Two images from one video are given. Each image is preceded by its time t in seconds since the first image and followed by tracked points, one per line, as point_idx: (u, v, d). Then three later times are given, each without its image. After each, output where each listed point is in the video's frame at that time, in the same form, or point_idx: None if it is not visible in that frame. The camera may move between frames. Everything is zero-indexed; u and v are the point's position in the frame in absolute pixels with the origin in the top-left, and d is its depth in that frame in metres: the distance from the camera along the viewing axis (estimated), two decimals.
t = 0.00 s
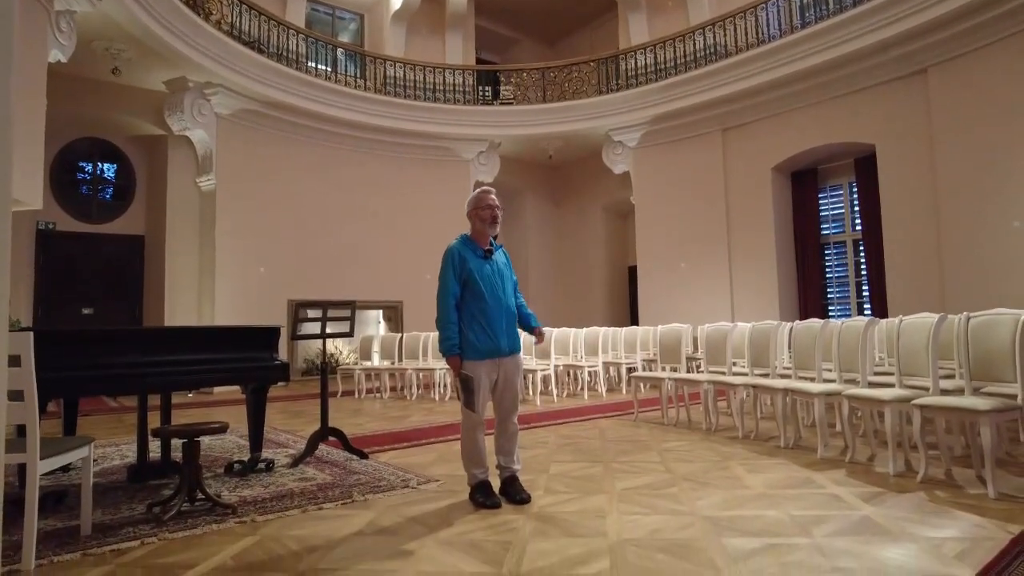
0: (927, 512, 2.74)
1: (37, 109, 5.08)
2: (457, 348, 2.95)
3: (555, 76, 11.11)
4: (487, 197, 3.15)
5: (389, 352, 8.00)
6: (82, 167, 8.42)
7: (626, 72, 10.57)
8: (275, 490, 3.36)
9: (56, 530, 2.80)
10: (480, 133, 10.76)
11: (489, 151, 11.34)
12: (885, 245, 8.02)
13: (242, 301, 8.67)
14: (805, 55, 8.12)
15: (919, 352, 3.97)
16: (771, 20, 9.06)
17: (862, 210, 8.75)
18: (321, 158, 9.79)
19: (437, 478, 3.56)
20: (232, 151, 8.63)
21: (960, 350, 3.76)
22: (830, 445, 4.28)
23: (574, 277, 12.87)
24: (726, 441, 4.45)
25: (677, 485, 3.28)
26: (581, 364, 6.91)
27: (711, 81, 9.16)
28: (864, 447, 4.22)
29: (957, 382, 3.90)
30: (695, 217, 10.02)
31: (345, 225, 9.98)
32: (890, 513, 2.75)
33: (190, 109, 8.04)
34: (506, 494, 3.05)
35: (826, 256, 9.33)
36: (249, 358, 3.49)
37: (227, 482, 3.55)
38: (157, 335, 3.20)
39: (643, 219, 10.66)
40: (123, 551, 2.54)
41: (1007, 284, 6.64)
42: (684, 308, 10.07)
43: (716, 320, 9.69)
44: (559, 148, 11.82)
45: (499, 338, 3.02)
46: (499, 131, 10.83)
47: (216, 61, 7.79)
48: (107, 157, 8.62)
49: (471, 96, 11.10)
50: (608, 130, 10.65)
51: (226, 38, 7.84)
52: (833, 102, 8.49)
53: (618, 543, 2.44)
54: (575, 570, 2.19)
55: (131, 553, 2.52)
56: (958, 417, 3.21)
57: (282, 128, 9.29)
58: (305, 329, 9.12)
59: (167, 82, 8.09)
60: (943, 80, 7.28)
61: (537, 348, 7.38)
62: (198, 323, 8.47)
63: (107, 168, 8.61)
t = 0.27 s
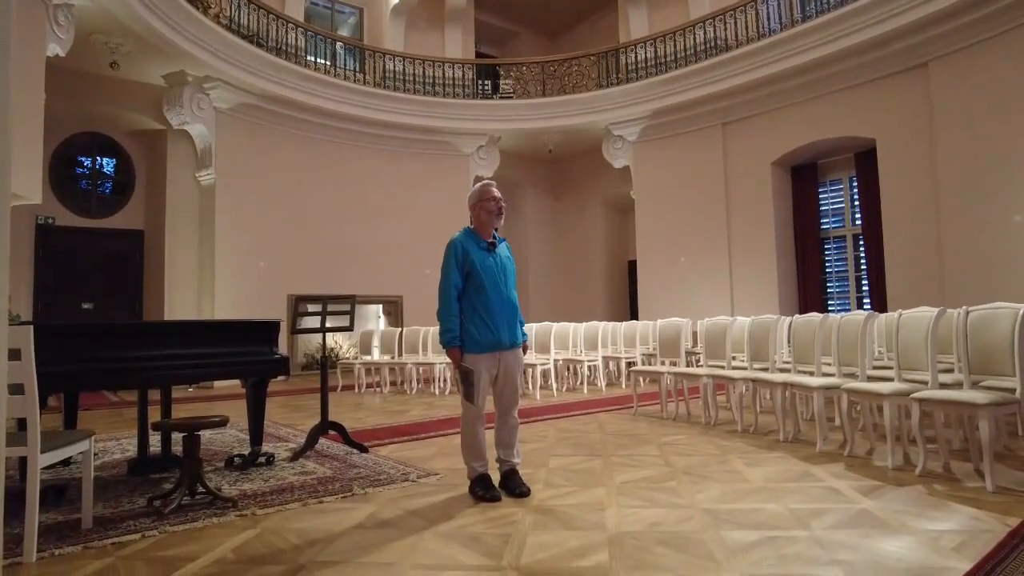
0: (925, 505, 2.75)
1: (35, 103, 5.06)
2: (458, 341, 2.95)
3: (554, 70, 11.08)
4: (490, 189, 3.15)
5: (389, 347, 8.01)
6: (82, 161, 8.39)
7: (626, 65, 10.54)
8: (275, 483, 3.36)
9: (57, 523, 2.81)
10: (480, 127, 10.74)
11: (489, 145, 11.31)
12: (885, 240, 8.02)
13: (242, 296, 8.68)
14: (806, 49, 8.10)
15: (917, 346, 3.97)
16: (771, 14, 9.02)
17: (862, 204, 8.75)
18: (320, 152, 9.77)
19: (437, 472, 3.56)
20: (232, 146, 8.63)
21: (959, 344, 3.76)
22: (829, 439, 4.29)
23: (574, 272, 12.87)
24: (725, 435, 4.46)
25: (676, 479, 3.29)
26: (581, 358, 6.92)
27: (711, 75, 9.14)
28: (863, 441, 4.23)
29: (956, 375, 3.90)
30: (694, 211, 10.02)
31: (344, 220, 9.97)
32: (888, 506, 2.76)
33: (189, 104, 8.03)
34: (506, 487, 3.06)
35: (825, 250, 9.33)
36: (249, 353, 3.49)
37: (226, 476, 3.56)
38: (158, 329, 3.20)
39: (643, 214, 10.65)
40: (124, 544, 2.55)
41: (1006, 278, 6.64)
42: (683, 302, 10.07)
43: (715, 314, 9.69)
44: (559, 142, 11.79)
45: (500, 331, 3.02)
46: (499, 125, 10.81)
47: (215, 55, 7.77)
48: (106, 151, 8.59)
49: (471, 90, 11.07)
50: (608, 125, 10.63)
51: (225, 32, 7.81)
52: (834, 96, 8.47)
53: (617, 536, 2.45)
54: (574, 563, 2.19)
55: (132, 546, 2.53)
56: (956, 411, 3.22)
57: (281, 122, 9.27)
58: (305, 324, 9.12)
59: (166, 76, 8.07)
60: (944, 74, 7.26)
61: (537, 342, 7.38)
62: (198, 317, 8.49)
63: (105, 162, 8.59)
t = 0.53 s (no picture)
0: (923, 502, 2.76)
1: (35, 101, 5.05)
2: (461, 338, 2.96)
3: (554, 68, 11.08)
4: (494, 188, 3.15)
5: (389, 345, 8.01)
6: (81, 159, 8.37)
7: (626, 63, 10.54)
8: (275, 481, 3.37)
9: (57, 520, 2.82)
10: (480, 125, 10.73)
11: (489, 143, 11.31)
12: (885, 238, 8.02)
13: (242, 294, 8.68)
14: (805, 47, 8.10)
15: (917, 343, 3.98)
16: (771, 12, 9.01)
17: (862, 202, 8.75)
18: (320, 150, 9.76)
19: (437, 469, 3.57)
20: (231, 144, 8.63)
21: (958, 342, 3.77)
22: (828, 437, 4.30)
23: (574, 270, 12.87)
24: (724, 433, 4.46)
25: (675, 476, 3.29)
26: (580, 357, 6.92)
27: (710, 74, 9.14)
28: (862, 439, 4.23)
29: (955, 373, 3.91)
30: (694, 210, 10.02)
31: (344, 218, 9.97)
32: (887, 504, 2.76)
33: (188, 102, 8.02)
34: (506, 485, 3.07)
35: (825, 249, 9.34)
36: (249, 352, 3.49)
37: (226, 473, 3.56)
38: (160, 326, 3.21)
39: (643, 212, 10.65)
40: (124, 541, 2.56)
41: (1006, 277, 6.65)
42: (683, 301, 10.08)
43: (715, 313, 9.70)
44: (559, 140, 11.79)
45: (503, 329, 3.03)
46: (498, 123, 10.80)
47: (215, 54, 7.76)
48: (106, 149, 8.59)
49: (470, 88, 11.07)
50: (608, 123, 10.63)
51: (225, 30, 7.81)
52: (833, 94, 8.47)
53: (617, 533, 2.45)
54: (573, 560, 2.20)
55: (132, 543, 2.53)
56: (954, 408, 3.22)
57: (280, 120, 9.26)
58: (304, 322, 9.12)
59: (165, 74, 8.07)
60: (943, 72, 7.25)
61: (537, 340, 7.39)
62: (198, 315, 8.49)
63: (105, 161, 8.58)
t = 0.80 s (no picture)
0: (922, 500, 2.76)
1: (32, 99, 5.03)
2: (462, 336, 2.95)
3: (553, 67, 11.07)
4: (494, 186, 3.15)
5: (387, 344, 8.00)
6: (79, 158, 8.36)
7: (625, 62, 10.53)
8: (273, 479, 3.37)
9: (55, 519, 2.81)
10: (479, 124, 10.72)
11: (487, 142, 11.31)
12: (883, 237, 8.03)
13: (241, 293, 8.67)
14: (804, 46, 8.10)
15: (915, 341, 3.97)
16: (770, 10, 9.01)
17: (860, 201, 8.76)
18: (318, 149, 9.75)
19: (435, 468, 3.57)
20: (230, 142, 8.62)
21: (956, 339, 3.77)
22: (827, 435, 4.30)
23: (572, 269, 12.87)
24: (723, 431, 4.46)
25: (673, 474, 3.30)
26: (579, 355, 6.93)
27: (709, 72, 9.14)
28: (860, 436, 4.24)
29: (953, 371, 3.91)
30: (693, 209, 10.03)
31: (343, 216, 9.96)
32: (885, 501, 2.76)
33: (187, 100, 8.00)
34: (504, 483, 3.07)
35: (823, 247, 9.34)
36: (246, 350, 3.47)
37: (225, 472, 3.56)
38: (159, 325, 3.20)
39: (641, 211, 10.66)
40: (122, 540, 2.55)
41: (1004, 275, 6.66)
42: (682, 299, 10.08)
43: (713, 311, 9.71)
44: (558, 139, 11.79)
45: (504, 326, 3.02)
46: (497, 122, 10.79)
47: (213, 52, 7.75)
48: (103, 148, 8.57)
49: (469, 87, 11.06)
50: (607, 121, 10.63)
51: (223, 28, 7.79)
52: (832, 92, 8.47)
53: (615, 531, 2.45)
54: (572, 557, 2.20)
55: (131, 541, 2.53)
56: (952, 406, 3.23)
57: (279, 118, 9.26)
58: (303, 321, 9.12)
59: (164, 73, 8.05)
60: (943, 71, 7.25)
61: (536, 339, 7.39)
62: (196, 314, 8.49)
63: (103, 159, 8.56)
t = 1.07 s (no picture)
0: (919, 498, 2.76)
1: (28, 97, 5.02)
2: (460, 334, 2.95)
3: (551, 65, 11.07)
4: (494, 184, 3.14)
5: (386, 342, 8.00)
6: (77, 157, 8.33)
7: (623, 60, 10.52)
8: (271, 477, 3.36)
9: (52, 517, 2.81)
10: (477, 122, 10.71)
11: (486, 140, 11.30)
12: (881, 235, 8.04)
13: (239, 291, 8.66)
14: (802, 44, 8.10)
15: (912, 339, 3.98)
16: (768, 8, 9.02)
17: (858, 199, 8.76)
18: (316, 148, 9.74)
19: (433, 465, 3.57)
20: (228, 141, 8.60)
21: (953, 337, 3.77)
22: (824, 433, 4.31)
23: (571, 267, 12.87)
24: (720, 429, 4.47)
25: (671, 472, 3.30)
26: (577, 353, 6.93)
27: (707, 70, 9.13)
28: (858, 434, 4.25)
29: (950, 369, 3.92)
30: (691, 207, 10.03)
31: (341, 215, 9.95)
32: (882, 499, 2.77)
33: (184, 99, 7.98)
34: (502, 481, 3.06)
35: (821, 246, 9.36)
36: (243, 346, 3.48)
37: (222, 470, 3.56)
38: (157, 323, 3.20)
39: (640, 209, 10.66)
40: (119, 538, 2.55)
41: (1001, 273, 6.67)
42: (680, 298, 10.09)
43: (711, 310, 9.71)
44: (556, 137, 11.79)
45: (503, 325, 3.02)
46: (496, 120, 10.78)
47: (211, 50, 7.73)
48: (101, 146, 8.55)
49: (467, 85, 11.05)
50: (605, 120, 10.63)
51: (221, 26, 7.77)
52: (830, 91, 8.47)
53: (612, 528, 2.45)
54: (570, 555, 2.20)
55: (128, 539, 2.52)
56: (949, 404, 3.23)
57: (277, 117, 9.25)
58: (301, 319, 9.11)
59: (161, 71, 8.03)
60: (940, 69, 7.26)
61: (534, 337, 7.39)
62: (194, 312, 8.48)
63: (100, 158, 8.54)
